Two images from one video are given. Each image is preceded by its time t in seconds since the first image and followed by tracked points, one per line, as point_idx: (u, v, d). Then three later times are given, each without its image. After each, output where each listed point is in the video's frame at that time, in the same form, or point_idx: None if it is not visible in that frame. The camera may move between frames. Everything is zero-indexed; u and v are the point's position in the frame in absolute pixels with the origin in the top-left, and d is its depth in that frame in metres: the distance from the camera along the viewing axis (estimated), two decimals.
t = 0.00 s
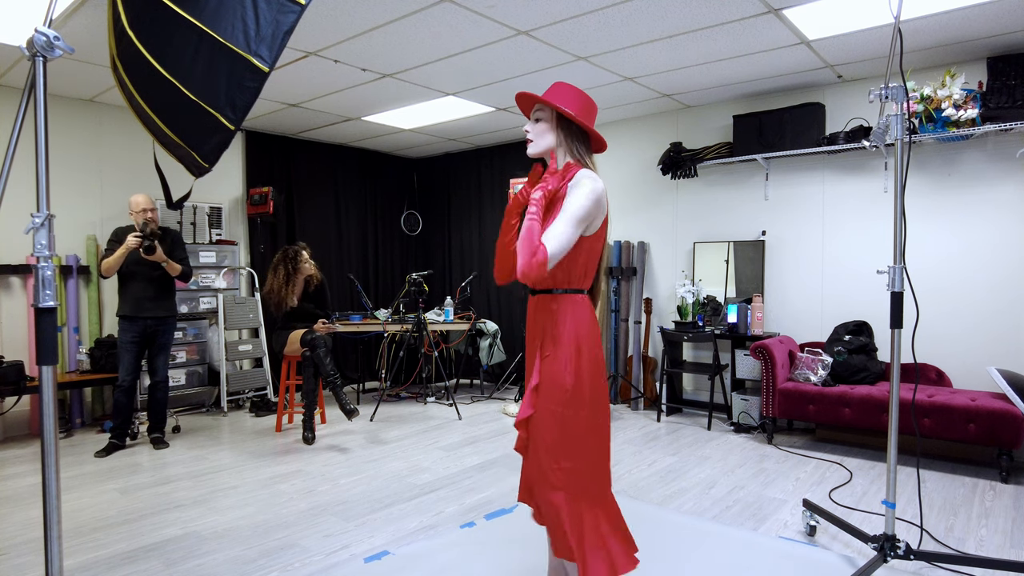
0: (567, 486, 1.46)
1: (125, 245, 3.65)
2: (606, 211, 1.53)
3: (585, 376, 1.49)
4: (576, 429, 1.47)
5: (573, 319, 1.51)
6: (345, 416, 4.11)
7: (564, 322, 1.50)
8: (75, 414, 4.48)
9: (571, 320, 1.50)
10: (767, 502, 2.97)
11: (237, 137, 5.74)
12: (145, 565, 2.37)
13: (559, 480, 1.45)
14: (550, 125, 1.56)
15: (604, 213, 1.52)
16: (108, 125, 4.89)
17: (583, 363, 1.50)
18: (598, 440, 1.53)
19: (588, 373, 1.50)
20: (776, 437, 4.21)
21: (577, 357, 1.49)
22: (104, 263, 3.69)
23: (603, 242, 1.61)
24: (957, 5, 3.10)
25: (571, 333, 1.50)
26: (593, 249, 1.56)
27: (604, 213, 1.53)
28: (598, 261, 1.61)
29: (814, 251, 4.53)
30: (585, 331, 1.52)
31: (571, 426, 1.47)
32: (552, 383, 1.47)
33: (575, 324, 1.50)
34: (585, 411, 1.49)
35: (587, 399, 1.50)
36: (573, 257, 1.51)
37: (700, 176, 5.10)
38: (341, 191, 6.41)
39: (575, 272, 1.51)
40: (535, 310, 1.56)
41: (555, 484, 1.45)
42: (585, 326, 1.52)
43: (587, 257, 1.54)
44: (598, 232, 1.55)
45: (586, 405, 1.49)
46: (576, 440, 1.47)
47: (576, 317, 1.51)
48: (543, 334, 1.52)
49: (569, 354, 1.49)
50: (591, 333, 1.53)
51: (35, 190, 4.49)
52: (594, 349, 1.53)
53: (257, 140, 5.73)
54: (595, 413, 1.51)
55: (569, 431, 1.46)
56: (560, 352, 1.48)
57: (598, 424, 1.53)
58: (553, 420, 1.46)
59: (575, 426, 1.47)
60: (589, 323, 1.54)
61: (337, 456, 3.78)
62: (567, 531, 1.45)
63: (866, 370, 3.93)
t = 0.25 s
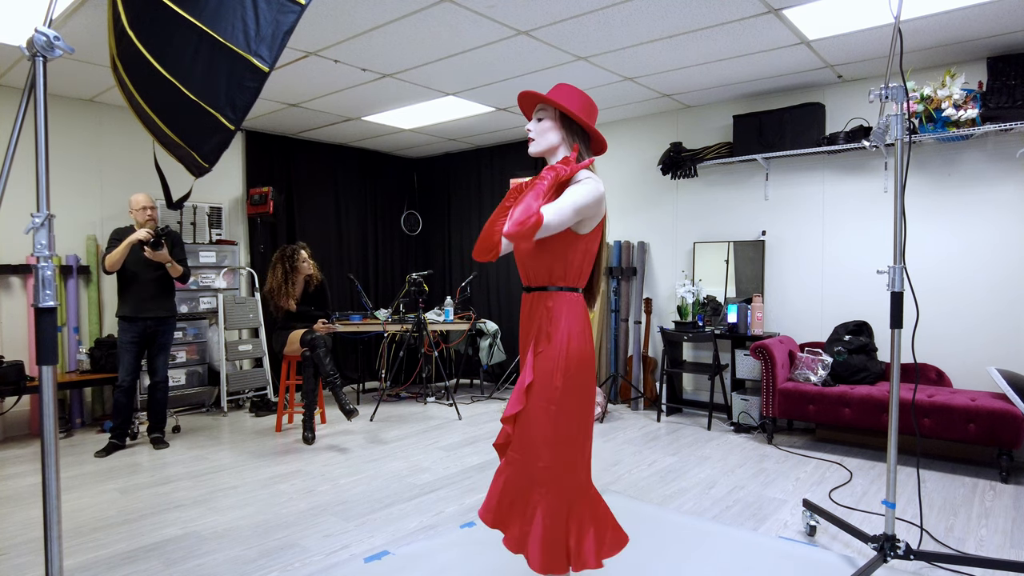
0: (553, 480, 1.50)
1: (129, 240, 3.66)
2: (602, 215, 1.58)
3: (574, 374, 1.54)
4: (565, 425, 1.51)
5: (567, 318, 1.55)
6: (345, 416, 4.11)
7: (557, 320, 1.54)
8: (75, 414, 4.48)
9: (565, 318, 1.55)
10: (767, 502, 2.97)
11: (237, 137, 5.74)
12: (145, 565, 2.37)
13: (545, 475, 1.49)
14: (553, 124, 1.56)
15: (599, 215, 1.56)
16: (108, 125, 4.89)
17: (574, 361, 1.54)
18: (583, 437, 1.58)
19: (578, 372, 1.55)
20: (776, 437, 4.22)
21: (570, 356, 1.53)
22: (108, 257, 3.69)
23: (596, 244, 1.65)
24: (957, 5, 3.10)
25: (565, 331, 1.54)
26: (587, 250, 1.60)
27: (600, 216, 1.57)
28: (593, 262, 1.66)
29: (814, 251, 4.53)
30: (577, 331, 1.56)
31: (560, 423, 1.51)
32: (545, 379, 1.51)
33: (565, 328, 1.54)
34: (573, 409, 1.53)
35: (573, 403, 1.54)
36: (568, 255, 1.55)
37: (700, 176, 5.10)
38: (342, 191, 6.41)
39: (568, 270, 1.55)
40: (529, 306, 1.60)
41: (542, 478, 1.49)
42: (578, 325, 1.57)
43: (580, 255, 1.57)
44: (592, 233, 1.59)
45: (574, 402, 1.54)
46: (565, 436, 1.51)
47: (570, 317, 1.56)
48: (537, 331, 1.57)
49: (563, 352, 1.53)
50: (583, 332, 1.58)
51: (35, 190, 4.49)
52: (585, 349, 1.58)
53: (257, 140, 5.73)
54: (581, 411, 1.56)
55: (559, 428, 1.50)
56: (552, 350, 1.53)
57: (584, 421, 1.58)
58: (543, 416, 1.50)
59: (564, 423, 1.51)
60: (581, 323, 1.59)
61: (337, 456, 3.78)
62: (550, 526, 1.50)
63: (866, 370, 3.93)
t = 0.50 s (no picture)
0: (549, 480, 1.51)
1: (132, 238, 3.67)
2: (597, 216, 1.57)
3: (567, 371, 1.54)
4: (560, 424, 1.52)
5: (555, 315, 1.55)
6: (345, 416, 4.11)
7: (548, 319, 1.54)
8: (75, 414, 4.48)
9: (554, 316, 1.55)
10: (767, 502, 2.97)
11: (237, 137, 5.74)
12: (145, 565, 2.37)
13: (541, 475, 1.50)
14: (566, 127, 1.57)
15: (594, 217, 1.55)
16: (107, 125, 4.89)
17: (566, 360, 1.54)
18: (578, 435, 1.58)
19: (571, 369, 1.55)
20: (776, 437, 4.22)
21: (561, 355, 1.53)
22: (110, 257, 3.70)
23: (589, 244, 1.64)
24: (957, 5, 3.10)
25: (554, 329, 1.54)
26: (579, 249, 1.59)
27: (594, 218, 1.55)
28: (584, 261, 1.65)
29: (814, 251, 4.53)
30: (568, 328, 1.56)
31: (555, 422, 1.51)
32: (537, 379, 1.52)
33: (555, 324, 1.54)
34: (567, 406, 1.53)
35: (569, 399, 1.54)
36: (556, 254, 1.54)
37: (700, 176, 5.10)
38: (341, 191, 6.41)
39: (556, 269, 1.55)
40: (517, 303, 1.61)
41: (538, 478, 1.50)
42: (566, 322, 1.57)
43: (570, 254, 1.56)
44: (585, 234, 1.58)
45: (569, 400, 1.54)
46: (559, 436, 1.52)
47: (560, 316, 1.56)
48: (527, 328, 1.57)
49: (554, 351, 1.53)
50: (573, 327, 1.58)
51: (35, 190, 4.50)
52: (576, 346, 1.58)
53: (257, 140, 5.73)
54: (577, 408, 1.57)
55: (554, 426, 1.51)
56: (544, 348, 1.53)
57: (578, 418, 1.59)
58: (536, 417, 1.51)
59: (558, 422, 1.52)
60: (571, 320, 1.59)
61: (337, 456, 3.78)
62: (548, 525, 1.51)
63: (866, 370, 3.93)
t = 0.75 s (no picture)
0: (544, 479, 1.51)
1: (133, 236, 3.66)
2: (586, 211, 1.55)
3: (561, 369, 1.54)
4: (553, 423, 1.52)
5: (547, 314, 1.55)
6: (345, 416, 4.11)
7: (538, 319, 1.55)
8: (75, 414, 4.48)
9: (543, 313, 1.55)
10: (767, 502, 2.97)
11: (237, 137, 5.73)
12: (145, 565, 2.37)
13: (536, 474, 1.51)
14: (566, 130, 1.57)
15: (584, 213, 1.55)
16: (108, 125, 4.89)
17: (557, 357, 1.54)
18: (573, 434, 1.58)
19: (564, 366, 1.55)
20: (776, 437, 4.21)
21: (551, 352, 1.53)
22: (114, 255, 3.69)
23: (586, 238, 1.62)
24: (957, 5, 3.10)
25: (545, 328, 1.54)
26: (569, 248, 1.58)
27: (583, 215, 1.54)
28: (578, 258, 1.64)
29: (814, 251, 4.53)
30: (560, 325, 1.56)
31: (548, 421, 1.51)
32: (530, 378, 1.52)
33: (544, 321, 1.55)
34: (561, 404, 1.53)
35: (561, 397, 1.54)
36: (545, 255, 1.56)
37: (700, 176, 5.10)
38: (342, 191, 6.41)
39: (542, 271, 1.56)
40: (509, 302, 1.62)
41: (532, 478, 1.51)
42: (560, 320, 1.57)
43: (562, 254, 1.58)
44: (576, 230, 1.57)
45: (562, 399, 1.54)
46: (554, 434, 1.52)
47: (549, 312, 1.56)
48: (517, 327, 1.58)
49: (545, 349, 1.53)
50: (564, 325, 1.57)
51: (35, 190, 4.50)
52: (570, 343, 1.58)
53: (257, 140, 5.73)
54: (572, 409, 1.56)
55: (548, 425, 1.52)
56: (533, 345, 1.53)
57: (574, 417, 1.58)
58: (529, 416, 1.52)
59: (551, 421, 1.52)
60: (563, 317, 1.58)
61: (337, 456, 3.78)
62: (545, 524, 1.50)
63: (866, 370, 3.93)
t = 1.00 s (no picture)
0: (519, 480, 1.53)
1: (136, 227, 3.64)
2: (553, 201, 1.55)
3: (540, 373, 1.53)
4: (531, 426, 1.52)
5: (528, 316, 1.56)
6: (345, 416, 4.11)
7: (519, 321, 1.56)
8: (75, 414, 4.48)
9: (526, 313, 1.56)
10: (767, 502, 2.96)
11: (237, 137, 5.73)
12: (145, 565, 2.37)
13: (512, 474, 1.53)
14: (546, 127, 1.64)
15: (554, 203, 1.55)
16: (108, 125, 4.89)
17: (537, 360, 1.53)
18: (558, 439, 1.56)
19: (544, 370, 1.53)
20: (776, 437, 4.21)
21: (529, 355, 1.53)
22: (118, 250, 3.68)
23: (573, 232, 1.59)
24: (957, 5, 3.10)
25: (525, 327, 1.55)
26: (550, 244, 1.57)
27: (551, 205, 1.54)
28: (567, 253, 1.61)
29: (814, 251, 4.53)
30: (542, 328, 1.55)
31: (524, 424, 1.52)
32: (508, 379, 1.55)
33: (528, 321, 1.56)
34: (539, 407, 1.53)
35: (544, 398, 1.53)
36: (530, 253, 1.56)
37: (700, 176, 5.10)
38: (341, 191, 6.41)
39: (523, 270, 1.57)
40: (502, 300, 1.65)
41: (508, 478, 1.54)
42: (544, 324, 1.56)
43: (545, 251, 1.57)
44: (553, 223, 1.56)
45: (541, 402, 1.53)
46: (530, 437, 1.52)
47: (533, 313, 1.56)
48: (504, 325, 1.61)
49: (523, 351, 1.54)
50: (550, 326, 1.57)
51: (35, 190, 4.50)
52: (554, 347, 1.55)
53: (257, 140, 5.73)
54: (557, 410, 1.56)
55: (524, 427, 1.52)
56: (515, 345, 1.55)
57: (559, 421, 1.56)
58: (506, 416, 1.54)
59: (528, 424, 1.52)
60: (549, 318, 1.57)
61: (337, 456, 3.78)
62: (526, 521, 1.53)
63: (867, 370, 3.93)
